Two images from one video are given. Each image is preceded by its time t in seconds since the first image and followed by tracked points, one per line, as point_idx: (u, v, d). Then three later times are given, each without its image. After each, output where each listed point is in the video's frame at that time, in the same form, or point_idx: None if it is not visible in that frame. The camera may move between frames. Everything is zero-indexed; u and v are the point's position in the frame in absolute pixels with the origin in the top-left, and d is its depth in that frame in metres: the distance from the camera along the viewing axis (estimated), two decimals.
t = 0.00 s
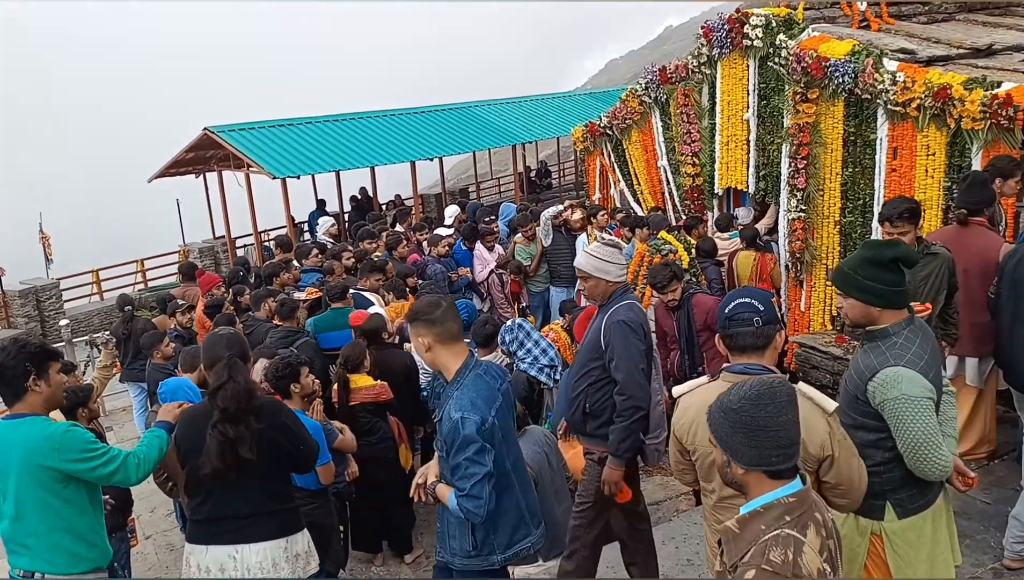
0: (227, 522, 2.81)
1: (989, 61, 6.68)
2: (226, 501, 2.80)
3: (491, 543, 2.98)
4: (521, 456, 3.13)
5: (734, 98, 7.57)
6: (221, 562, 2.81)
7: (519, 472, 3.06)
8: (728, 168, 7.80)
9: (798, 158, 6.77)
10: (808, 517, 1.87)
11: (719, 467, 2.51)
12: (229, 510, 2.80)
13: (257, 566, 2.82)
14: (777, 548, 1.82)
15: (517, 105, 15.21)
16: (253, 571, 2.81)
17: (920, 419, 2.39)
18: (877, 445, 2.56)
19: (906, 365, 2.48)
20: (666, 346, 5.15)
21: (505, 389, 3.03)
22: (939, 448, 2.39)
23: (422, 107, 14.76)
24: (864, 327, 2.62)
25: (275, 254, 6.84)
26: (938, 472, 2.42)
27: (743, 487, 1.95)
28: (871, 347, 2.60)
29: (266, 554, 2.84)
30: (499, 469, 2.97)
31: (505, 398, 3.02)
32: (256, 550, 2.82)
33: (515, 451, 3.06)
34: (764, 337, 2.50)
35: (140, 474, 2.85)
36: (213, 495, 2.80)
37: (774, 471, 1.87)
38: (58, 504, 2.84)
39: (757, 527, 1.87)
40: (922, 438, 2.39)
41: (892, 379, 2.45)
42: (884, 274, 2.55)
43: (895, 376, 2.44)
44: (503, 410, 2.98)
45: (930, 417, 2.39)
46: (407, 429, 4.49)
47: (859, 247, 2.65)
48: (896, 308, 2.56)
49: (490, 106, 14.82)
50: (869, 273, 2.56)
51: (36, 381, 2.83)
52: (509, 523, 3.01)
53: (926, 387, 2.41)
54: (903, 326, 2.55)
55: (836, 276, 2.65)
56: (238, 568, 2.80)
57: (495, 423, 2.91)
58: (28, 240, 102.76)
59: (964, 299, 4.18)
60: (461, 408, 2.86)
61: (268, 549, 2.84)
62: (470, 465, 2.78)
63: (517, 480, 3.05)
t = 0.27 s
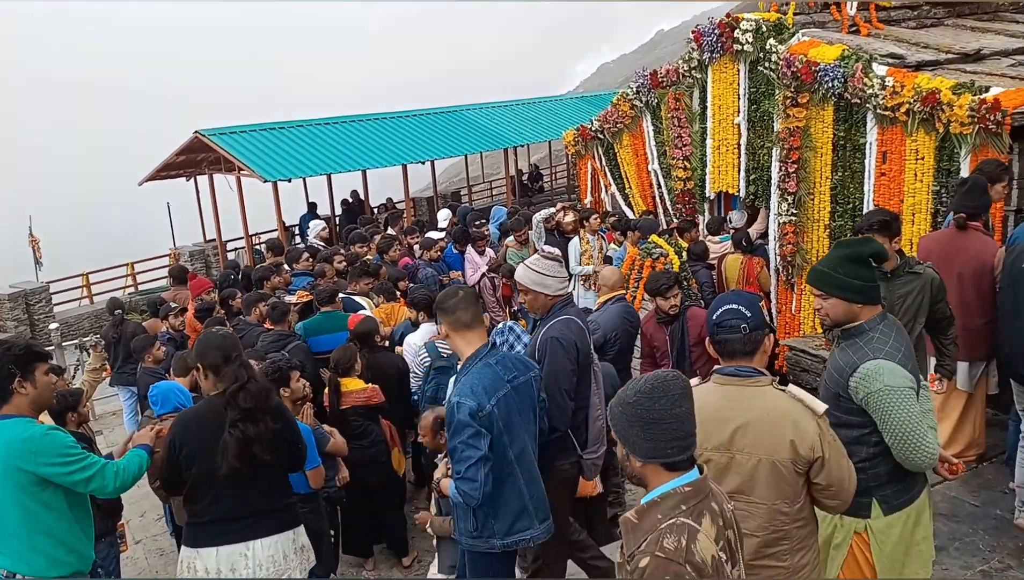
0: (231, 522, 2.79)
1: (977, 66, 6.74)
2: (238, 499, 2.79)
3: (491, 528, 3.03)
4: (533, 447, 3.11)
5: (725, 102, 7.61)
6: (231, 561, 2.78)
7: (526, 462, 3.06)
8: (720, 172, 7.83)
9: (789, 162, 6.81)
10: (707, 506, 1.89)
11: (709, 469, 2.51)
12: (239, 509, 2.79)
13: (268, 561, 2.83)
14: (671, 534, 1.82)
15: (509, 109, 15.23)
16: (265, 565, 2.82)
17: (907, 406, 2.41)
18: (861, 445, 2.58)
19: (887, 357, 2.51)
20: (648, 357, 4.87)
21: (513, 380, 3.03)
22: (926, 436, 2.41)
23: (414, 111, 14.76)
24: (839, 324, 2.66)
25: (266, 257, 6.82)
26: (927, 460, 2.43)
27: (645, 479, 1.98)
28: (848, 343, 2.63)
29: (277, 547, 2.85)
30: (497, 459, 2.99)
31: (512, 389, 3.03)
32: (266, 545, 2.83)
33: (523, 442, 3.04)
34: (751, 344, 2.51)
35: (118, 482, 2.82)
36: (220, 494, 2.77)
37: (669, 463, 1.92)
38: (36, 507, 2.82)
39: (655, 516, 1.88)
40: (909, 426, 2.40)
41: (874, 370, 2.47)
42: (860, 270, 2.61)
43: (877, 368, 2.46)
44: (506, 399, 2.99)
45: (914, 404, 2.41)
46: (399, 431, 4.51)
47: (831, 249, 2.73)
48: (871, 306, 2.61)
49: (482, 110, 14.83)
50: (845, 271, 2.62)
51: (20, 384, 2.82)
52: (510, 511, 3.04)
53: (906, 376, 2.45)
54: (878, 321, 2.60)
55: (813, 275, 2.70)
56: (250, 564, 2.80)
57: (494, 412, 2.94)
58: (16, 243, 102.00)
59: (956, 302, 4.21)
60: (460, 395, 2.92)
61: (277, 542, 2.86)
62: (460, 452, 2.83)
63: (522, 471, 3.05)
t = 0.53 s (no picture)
0: (229, 523, 2.76)
1: (968, 68, 6.76)
2: (242, 499, 2.77)
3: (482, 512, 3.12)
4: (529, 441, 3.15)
5: (718, 104, 7.62)
6: (233, 562, 2.75)
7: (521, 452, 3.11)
8: (713, 173, 7.84)
9: (783, 164, 6.83)
10: (604, 521, 1.99)
11: (700, 469, 2.51)
12: (241, 509, 2.77)
13: (270, 559, 2.83)
14: (561, 549, 1.93)
15: (502, 110, 15.24)
16: (267, 563, 2.81)
17: (885, 417, 2.40)
18: (849, 447, 2.57)
19: (864, 367, 2.49)
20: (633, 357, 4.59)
21: (518, 372, 3.11)
22: (904, 447, 2.40)
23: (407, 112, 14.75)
24: (821, 330, 2.67)
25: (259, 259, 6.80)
26: (907, 472, 2.42)
27: (545, 490, 2.08)
28: (831, 351, 2.61)
29: (278, 545, 2.85)
30: (486, 447, 3.06)
31: (517, 379, 3.11)
32: (267, 543, 2.83)
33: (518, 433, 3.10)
34: (741, 346, 2.50)
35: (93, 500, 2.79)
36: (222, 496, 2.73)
37: (567, 475, 2.01)
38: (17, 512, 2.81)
39: (550, 528, 1.98)
40: (885, 438, 2.40)
41: (852, 381, 2.45)
42: (834, 282, 2.59)
43: (855, 379, 2.45)
44: (505, 389, 3.07)
45: (892, 414, 2.40)
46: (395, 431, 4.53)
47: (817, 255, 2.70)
48: (851, 316, 2.59)
49: (475, 111, 14.83)
50: (816, 280, 2.64)
51: (22, 384, 2.82)
52: (497, 499, 3.10)
53: (885, 387, 2.43)
54: (860, 330, 2.58)
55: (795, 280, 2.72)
56: (253, 564, 2.79)
57: (488, 399, 3.04)
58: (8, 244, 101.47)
59: (949, 304, 4.21)
60: (460, 376, 3.06)
61: (277, 540, 2.86)
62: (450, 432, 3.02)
63: (513, 461, 3.10)
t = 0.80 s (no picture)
0: (225, 524, 2.74)
1: (961, 69, 6.79)
2: (238, 500, 2.76)
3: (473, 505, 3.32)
4: (523, 446, 3.32)
5: (712, 104, 7.64)
6: (230, 563, 2.74)
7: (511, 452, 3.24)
8: (707, 174, 7.85)
9: (778, 164, 6.85)
10: (511, 511, 1.98)
11: (694, 468, 2.51)
12: (238, 509, 2.76)
13: (265, 559, 2.83)
14: (457, 533, 1.93)
15: (497, 111, 15.24)
16: (261, 564, 2.81)
17: (860, 428, 2.38)
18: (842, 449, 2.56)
19: (844, 376, 2.49)
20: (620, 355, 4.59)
21: (519, 376, 3.24)
22: (879, 462, 2.38)
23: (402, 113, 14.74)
24: (808, 334, 2.65)
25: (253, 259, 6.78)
26: (883, 485, 2.40)
27: (462, 477, 2.06)
28: (819, 359, 2.62)
29: (272, 544, 2.86)
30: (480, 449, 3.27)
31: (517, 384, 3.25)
32: (262, 543, 2.82)
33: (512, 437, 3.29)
34: (735, 345, 2.50)
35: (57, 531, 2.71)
36: (217, 499, 2.72)
37: (481, 463, 2.00)
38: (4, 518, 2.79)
39: (456, 513, 1.98)
40: (859, 449, 2.39)
41: (830, 391, 2.45)
42: (826, 289, 2.55)
43: (831, 389, 2.44)
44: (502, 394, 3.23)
45: (869, 426, 2.38)
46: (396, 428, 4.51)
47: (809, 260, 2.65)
48: (838, 324, 2.56)
49: (469, 112, 14.83)
50: (808, 285, 2.59)
51: (20, 389, 2.78)
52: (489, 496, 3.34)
53: (864, 399, 2.41)
54: (847, 338, 2.56)
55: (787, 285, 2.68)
56: (250, 563, 2.79)
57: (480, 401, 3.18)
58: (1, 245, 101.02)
59: (937, 302, 4.24)
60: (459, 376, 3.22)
61: (270, 539, 2.86)
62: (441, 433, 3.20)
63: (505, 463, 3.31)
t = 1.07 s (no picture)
0: (209, 524, 2.71)
1: (951, 69, 6.82)
2: (224, 500, 2.73)
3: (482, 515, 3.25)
4: (524, 452, 3.20)
5: (704, 104, 7.65)
6: (206, 567, 2.69)
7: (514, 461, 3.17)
8: (698, 173, 7.86)
9: (769, 164, 6.86)
10: (438, 491, 2.10)
11: (683, 465, 2.50)
12: (227, 509, 2.73)
13: (244, 564, 2.76)
14: (383, 506, 2.07)
15: (489, 110, 15.23)
16: (241, 568, 2.75)
17: (843, 435, 2.38)
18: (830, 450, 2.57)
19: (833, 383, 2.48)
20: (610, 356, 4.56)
21: (514, 384, 3.14)
22: (857, 471, 2.38)
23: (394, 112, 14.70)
24: (803, 336, 2.65)
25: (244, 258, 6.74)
26: (864, 491, 2.40)
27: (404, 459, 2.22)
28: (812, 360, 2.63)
29: (252, 549, 2.79)
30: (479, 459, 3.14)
31: (513, 392, 3.15)
32: (242, 548, 2.76)
33: (513, 445, 3.16)
34: (728, 344, 2.48)
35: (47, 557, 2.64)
36: (201, 499, 2.68)
37: (421, 446, 2.16)
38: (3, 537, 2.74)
39: (391, 490, 2.12)
40: (841, 456, 2.39)
41: (818, 396, 2.45)
42: (821, 294, 2.56)
43: (819, 396, 2.44)
44: (498, 403, 3.13)
45: (854, 434, 2.38)
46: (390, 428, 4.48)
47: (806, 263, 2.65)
48: (832, 327, 2.56)
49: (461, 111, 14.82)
50: (803, 288, 2.60)
51: (21, 407, 2.72)
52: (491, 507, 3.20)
53: (851, 406, 2.41)
54: (841, 341, 2.56)
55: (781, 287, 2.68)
56: (226, 569, 2.71)
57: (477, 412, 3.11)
58: None
59: (925, 299, 4.25)
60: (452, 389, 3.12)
61: (252, 543, 2.79)
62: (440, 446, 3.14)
63: (507, 473, 3.17)
